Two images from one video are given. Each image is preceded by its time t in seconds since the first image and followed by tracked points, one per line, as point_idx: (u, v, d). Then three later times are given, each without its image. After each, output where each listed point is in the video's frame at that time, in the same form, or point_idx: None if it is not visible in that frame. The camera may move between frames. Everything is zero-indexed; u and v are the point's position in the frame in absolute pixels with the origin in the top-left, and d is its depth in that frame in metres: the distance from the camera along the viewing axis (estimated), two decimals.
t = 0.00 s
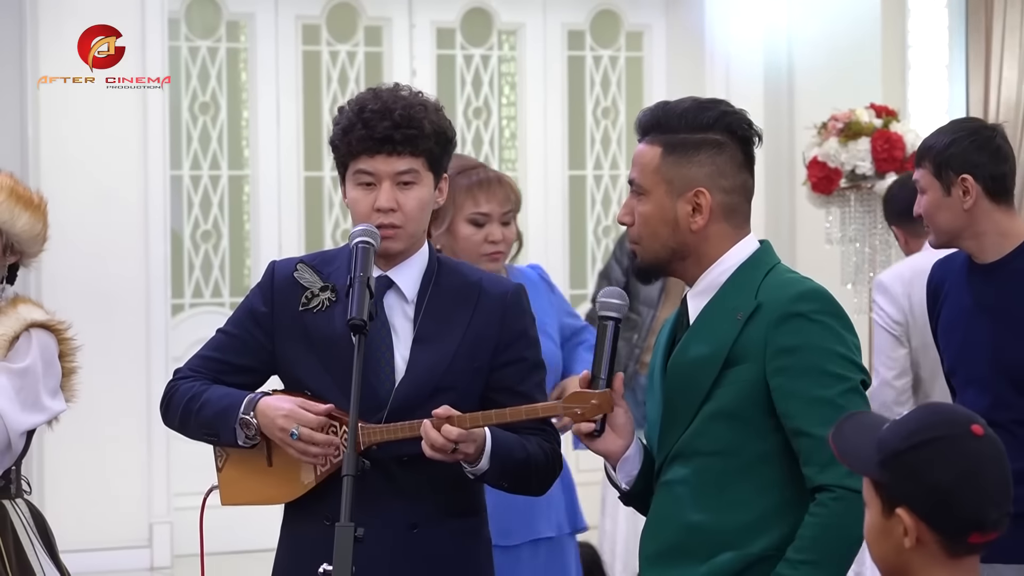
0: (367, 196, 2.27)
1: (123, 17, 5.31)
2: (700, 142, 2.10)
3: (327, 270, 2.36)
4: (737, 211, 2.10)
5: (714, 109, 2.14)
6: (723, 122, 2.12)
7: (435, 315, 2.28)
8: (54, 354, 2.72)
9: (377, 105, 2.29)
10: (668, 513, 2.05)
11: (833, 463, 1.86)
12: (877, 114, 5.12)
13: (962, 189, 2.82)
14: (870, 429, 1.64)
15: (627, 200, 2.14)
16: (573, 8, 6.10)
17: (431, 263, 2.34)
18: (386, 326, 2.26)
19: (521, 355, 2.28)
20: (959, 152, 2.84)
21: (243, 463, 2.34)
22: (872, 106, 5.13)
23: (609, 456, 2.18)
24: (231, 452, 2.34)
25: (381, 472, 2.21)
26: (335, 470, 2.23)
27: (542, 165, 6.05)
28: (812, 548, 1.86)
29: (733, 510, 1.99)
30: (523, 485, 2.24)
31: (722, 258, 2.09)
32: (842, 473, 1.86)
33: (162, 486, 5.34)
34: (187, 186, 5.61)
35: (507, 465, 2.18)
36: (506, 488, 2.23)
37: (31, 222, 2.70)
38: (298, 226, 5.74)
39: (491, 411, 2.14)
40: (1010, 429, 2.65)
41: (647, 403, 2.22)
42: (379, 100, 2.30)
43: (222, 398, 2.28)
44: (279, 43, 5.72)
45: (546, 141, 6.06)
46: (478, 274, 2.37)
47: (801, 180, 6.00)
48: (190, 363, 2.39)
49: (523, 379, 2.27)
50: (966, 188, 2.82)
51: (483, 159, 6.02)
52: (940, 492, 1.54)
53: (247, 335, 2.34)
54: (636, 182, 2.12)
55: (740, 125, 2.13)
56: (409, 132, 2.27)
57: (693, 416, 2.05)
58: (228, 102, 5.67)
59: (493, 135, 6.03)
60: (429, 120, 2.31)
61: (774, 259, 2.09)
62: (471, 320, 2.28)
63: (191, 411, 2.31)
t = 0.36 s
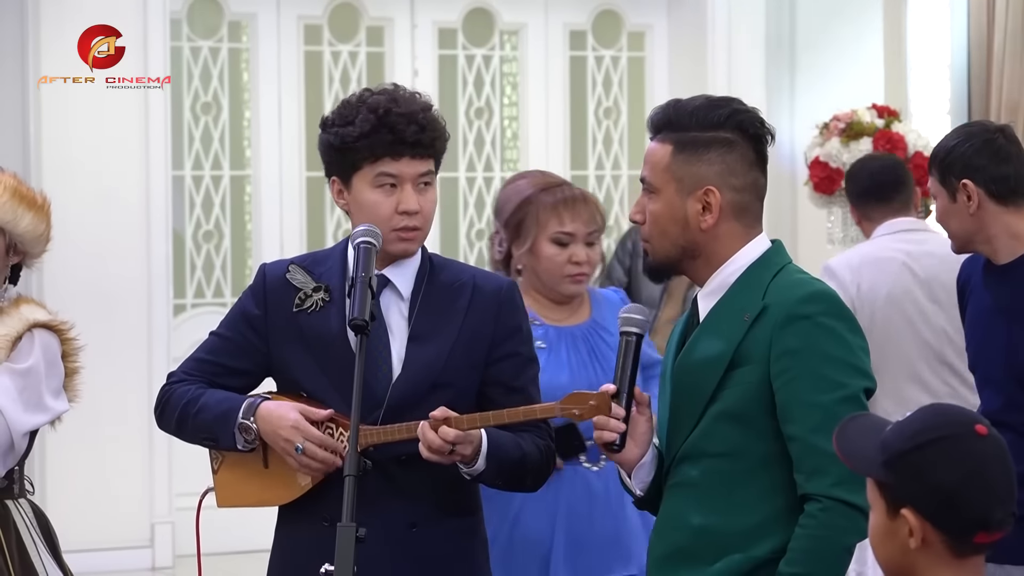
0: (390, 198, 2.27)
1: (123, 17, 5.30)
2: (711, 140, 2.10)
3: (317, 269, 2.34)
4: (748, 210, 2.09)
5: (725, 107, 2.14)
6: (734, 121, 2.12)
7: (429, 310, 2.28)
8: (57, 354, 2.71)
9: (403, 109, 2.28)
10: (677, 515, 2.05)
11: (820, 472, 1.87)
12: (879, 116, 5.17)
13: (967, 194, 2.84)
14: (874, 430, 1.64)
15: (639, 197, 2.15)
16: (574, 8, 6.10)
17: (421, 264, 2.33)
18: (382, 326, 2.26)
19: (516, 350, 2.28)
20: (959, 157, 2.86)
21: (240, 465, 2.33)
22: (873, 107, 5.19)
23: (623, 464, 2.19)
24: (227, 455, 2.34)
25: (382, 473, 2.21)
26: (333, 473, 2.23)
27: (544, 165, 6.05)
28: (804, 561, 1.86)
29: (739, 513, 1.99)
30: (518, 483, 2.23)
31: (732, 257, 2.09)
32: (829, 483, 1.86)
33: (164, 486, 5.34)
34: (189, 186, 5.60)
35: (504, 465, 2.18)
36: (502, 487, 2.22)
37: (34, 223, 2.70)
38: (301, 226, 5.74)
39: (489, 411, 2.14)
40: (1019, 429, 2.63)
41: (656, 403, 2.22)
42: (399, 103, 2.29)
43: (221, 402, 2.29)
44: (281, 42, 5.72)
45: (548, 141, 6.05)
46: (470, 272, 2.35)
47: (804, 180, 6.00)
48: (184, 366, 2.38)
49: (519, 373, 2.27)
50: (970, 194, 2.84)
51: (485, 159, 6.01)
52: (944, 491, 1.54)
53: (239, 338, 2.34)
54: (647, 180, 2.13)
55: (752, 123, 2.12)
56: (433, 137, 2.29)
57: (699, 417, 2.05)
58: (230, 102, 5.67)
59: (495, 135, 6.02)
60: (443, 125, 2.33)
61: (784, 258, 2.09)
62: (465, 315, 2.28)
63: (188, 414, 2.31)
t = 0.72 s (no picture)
0: (433, 199, 2.27)
1: (124, 17, 5.30)
2: (720, 139, 2.10)
3: (314, 269, 2.34)
4: (756, 210, 2.09)
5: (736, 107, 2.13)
6: (743, 120, 2.11)
7: (427, 314, 2.28)
8: (56, 354, 2.71)
9: (447, 113, 2.29)
10: (681, 516, 2.06)
11: (824, 476, 1.87)
12: (879, 115, 5.11)
13: (972, 203, 2.80)
14: (875, 430, 1.64)
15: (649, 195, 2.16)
16: (575, 8, 6.10)
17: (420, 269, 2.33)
18: (387, 328, 2.26)
19: (512, 350, 2.29)
20: (961, 165, 2.81)
21: (235, 465, 2.34)
22: (873, 107, 5.14)
23: (634, 460, 2.20)
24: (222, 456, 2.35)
25: (381, 472, 2.21)
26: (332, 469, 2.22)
27: (544, 165, 6.05)
28: (806, 563, 1.86)
29: (743, 514, 1.99)
30: (515, 482, 2.23)
31: (740, 257, 2.09)
32: (833, 487, 1.86)
33: (164, 487, 5.35)
34: (189, 186, 5.60)
35: (504, 462, 2.18)
36: (499, 486, 2.22)
37: (31, 222, 2.69)
38: (301, 226, 5.75)
39: (487, 405, 2.16)
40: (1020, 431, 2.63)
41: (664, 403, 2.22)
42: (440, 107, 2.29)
43: (218, 408, 2.28)
44: (281, 42, 5.72)
45: (548, 141, 6.05)
46: (468, 274, 2.36)
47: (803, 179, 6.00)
48: (178, 370, 2.38)
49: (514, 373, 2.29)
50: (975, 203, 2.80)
51: (484, 159, 6.01)
52: (945, 491, 1.54)
53: (234, 340, 2.33)
54: (655, 178, 2.14)
55: (761, 123, 2.11)
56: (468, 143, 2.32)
57: (704, 417, 2.05)
58: (231, 103, 5.67)
59: (495, 135, 6.02)
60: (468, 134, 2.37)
61: (792, 259, 2.09)
62: (463, 322, 2.27)
63: (185, 419, 2.31)
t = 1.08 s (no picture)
0: (461, 220, 2.23)
1: (123, 17, 5.30)
2: (715, 139, 2.09)
3: (339, 266, 2.34)
4: (755, 209, 2.09)
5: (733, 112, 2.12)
6: (738, 120, 2.12)
7: (447, 322, 2.28)
8: (56, 355, 2.71)
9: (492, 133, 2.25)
10: (682, 516, 2.06)
11: (826, 477, 1.87)
12: (879, 116, 5.14)
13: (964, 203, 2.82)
14: (877, 430, 1.64)
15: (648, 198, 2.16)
16: (574, 7, 6.09)
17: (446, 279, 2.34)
18: (401, 334, 2.25)
19: (523, 369, 2.28)
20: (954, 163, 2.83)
21: (240, 451, 2.34)
22: (874, 107, 5.16)
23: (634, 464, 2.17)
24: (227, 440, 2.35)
25: (382, 473, 2.21)
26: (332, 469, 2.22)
27: (544, 165, 6.05)
28: (809, 564, 1.85)
29: (744, 516, 1.99)
30: (510, 502, 2.23)
31: (742, 257, 2.09)
32: (836, 488, 1.86)
33: (163, 487, 5.35)
34: (190, 186, 5.60)
35: (502, 480, 2.18)
36: (493, 502, 2.22)
37: (25, 222, 2.69)
38: (301, 226, 5.75)
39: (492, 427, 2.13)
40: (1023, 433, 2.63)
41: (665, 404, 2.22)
42: (489, 129, 2.25)
43: (226, 392, 2.28)
44: (281, 41, 5.72)
45: (548, 141, 6.05)
46: (490, 288, 2.35)
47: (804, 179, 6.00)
48: (192, 349, 2.38)
49: (523, 393, 2.27)
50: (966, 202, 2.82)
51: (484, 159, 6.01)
52: (947, 491, 1.54)
53: (252, 326, 2.33)
54: (654, 180, 2.13)
55: (757, 121, 2.12)
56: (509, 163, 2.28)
57: (706, 418, 2.05)
58: (231, 103, 5.67)
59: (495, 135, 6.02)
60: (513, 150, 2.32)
61: (794, 261, 2.09)
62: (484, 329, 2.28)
63: (192, 400, 2.31)
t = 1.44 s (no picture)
0: (422, 204, 2.26)
1: (123, 18, 5.30)
2: (711, 140, 2.10)
3: (331, 267, 2.35)
4: (751, 210, 2.09)
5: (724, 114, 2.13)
6: (732, 120, 2.13)
7: (437, 316, 2.28)
8: (57, 356, 2.71)
9: (446, 117, 2.27)
10: (680, 517, 2.05)
11: (827, 477, 1.87)
12: (879, 116, 5.18)
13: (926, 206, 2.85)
14: (883, 429, 1.64)
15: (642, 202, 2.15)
16: (574, 8, 6.10)
17: (437, 269, 2.34)
18: (392, 326, 2.26)
19: (521, 359, 2.28)
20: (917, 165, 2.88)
21: (245, 459, 2.32)
22: (873, 108, 5.20)
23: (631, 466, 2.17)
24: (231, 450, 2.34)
25: (382, 472, 2.21)
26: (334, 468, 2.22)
27: (544, 165, 6.04)
28: (810, 565, 1.85)
29: (743, 516, 1.99)
30: (514, 493, 2.23)
31: (738, 258, 2.09)
32: (837, 488, 1.86)
33: (164, 487, 5.35)
34: (190, 186, 5.60)
35: (504, 472, 2.18)
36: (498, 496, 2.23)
37: (23, 222, 2.69)
38: (300, 226, 5.75)
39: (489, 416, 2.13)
40: None
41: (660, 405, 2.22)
42: (442, 111, 2.28)
43: (220, 392, 2.28)
44: (281, 41, 5.72)
45: (548, 142, 6.05)
46: (480, 279, 2.35)
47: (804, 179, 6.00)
48: (192, 360, 2.39)
49: (522, 382, 2.27)
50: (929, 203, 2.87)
51: (484, 159, 6.01)
52: (953, 492, 1.54)
53: (249, 334, 2.34)
54: (648, 184, 2.13)
55: (750, 122, 2.12)
56: (472, 146, 2.29)
57: (704, 418, 2.05)
58: (231, 103, 5.67)
59: (495, 135, 6.02)
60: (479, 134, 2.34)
61: (790, 261, 2.09)
62: (475, 317, 2.28)
63: (190, 406, 2.32)
